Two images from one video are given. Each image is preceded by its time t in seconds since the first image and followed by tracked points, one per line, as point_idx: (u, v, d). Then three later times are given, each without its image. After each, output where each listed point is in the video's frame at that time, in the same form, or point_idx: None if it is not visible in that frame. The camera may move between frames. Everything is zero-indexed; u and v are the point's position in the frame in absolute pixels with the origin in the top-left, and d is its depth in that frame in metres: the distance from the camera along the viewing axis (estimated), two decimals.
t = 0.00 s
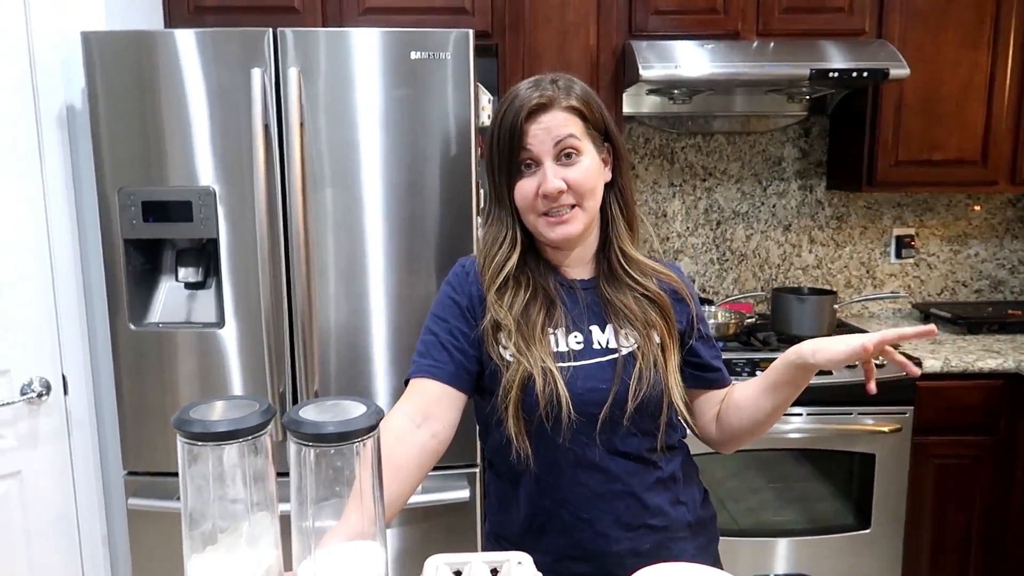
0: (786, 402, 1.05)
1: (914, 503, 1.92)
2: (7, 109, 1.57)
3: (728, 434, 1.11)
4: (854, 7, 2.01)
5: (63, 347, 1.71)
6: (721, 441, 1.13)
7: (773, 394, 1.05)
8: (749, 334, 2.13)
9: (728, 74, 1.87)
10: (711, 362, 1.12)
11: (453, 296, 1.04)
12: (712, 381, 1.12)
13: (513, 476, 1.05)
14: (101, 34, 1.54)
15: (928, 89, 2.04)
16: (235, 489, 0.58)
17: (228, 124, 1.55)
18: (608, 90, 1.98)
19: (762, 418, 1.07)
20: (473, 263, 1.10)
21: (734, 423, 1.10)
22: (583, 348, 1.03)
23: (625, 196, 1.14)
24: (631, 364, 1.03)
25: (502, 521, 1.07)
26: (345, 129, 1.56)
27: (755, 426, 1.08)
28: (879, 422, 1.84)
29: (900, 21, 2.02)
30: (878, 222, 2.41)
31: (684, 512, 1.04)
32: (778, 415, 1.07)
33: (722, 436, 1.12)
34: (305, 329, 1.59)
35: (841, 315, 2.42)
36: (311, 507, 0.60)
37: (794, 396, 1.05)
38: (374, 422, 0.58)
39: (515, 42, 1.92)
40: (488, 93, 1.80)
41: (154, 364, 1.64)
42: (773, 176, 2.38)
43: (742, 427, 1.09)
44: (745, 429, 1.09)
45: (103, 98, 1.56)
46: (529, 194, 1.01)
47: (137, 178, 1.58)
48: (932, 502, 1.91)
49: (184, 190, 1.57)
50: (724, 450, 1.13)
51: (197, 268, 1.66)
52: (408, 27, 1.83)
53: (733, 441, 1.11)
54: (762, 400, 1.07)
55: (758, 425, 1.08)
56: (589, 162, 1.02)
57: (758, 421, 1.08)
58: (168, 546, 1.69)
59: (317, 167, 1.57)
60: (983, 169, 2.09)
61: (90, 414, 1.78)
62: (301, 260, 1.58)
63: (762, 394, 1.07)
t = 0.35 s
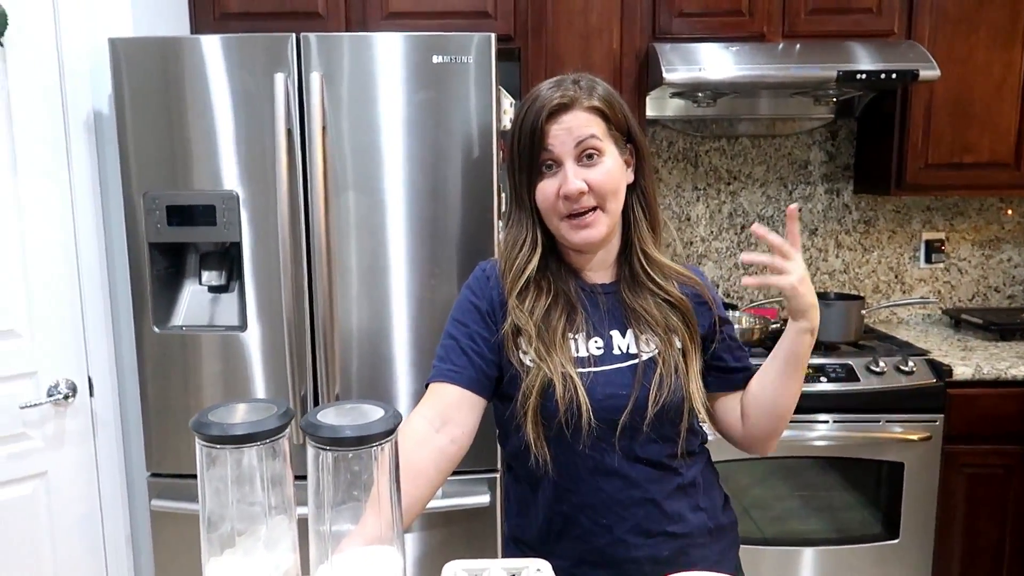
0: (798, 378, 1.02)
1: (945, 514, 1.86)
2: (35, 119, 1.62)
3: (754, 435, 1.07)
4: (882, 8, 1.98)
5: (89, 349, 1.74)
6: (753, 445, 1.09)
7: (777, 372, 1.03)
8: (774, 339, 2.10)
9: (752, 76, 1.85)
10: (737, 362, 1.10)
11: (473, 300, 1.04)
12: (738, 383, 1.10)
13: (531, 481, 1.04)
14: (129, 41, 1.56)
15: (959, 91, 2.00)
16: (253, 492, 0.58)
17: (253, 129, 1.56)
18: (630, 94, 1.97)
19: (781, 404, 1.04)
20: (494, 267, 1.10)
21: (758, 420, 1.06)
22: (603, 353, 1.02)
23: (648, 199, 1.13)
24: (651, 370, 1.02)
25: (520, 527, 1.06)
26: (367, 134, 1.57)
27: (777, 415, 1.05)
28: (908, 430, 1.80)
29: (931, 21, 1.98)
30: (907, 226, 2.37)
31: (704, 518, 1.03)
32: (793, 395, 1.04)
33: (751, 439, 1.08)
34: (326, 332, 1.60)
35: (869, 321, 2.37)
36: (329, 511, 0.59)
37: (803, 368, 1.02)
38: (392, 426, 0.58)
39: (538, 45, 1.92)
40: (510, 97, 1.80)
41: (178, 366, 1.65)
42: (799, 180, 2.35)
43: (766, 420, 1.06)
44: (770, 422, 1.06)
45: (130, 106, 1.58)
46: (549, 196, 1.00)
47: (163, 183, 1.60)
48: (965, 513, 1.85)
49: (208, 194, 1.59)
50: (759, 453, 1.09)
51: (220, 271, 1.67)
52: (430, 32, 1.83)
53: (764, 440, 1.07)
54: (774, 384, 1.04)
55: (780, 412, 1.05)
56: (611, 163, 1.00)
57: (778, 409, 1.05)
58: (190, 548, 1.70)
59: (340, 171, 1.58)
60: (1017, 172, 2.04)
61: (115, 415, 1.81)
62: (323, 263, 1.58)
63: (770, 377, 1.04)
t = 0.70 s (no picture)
0: (835, 341, 1.01)
1: (967, 524, 1.83)
2: (57, 126, 1.64)
3: (783, 399, 1.07)
4: (901, 11, 1.96)
5: (107, 352, 1.76)
6: (780, 411, 1.08)
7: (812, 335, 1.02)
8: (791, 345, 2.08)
9: (769, 80, 1.83)
10: (749, 341, 1.10)
11: (492, 300, 1.02)
12: (754, 362, 1.09)
13: (545, 485, 1.03)
14: (149, 48, 1.58)
15: (980, 95, 1.97)
16: (267, 496, 0.58)
17: (269, 134, 1.58)
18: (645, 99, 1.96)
19: (812, 366, 1.04)
20: (511, 263, 1.07)
21: (786, 384, 1.07)
22: (619, 356, 1.01)
23: (658, 200, 1.11)
24: (664, 367, 1.02)
25: (535, 532, 1.05)
26: (383, 139, 1.57)
27: (808, 377, 1.05)
28: (928, 438, 1.78)
29: (951, 24, 1.96)
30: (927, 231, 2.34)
31: (720, 523, 1.02)
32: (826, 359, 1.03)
33: (779, 405, 1.08)
34: (341, 336, 1.61)
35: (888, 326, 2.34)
36: (344, 515, 0.59)
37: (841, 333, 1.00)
38: (406, 431, 0.58)
39: (554, 50, 1.92)
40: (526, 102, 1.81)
41: (196, 369, 1.67)
42: (817, 184, 2.33)
43: (796, 383, 1.06)
44: (801, 385, 1.05)
45: (150, 112, 1.60)
46: (585, 203, 0.97)
47: (181, 187, 1.62)
48: (987, 522, 1.82)
49: (226, 199, 1.60)
50: (787, 418, 1.09)
51: (237, 275, 1.67)
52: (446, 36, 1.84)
53: (793, 404, 1.07)
54: (808, 346, 1.03)
55: (810, 375, 1.04)
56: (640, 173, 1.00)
57: (809, 371, 1.04)
58: (206, 550, 1.71)
59: (356, 176, 1.58)
60: None
61: (133, 417, 1.83)
62: (338, 268, 1.59)
63: (805, 338, 1.03)
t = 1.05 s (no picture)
0: (833, 343, 1.00)
1: (978, 528, 1.81)
2: (63, 129, 1.65)
3: (783, 402, 1.07)
4: (909, 11, 1.94)
5: (112, 353, 1.76)
6: (780, 414, 1.08)
7: (811, 335, 1.02)
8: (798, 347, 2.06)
9: (776, 81, 1.82)
10: (751, 345, 1.10)
11: (499, 301, 1.00)
12: (756, 366, 1.09)
13: (549, 490, 1.02)
14: (154, 50, 1.58)
15: (989, 95, 1.96)
16: (267, 499, 0.58)
17: (274, 136, 1.58)
18: (652, 100, 1.95)
19: (810, 368, 1.03)
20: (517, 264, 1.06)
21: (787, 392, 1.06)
22: (629, 359, 1.01)
23: (659, 200, 1.13)
24: (676, 373, 1.01)
25: (539, 538, 1.04)
26: (388, 140, 1.57)
27: (808, 380, 1.04)
28: (937, 441, 1.76)
29: (960, 24, 1.94)
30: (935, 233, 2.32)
31: (727, 525, 1.01)
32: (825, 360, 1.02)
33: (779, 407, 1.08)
34: (346, 338, 1.61)
35: (896, 329, 2.32)
36: (344, 519, 0.59)
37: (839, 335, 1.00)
38: (408, 434, 0.57)
39: (559, 51, 1.91)
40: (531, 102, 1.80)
41: (201, 371, 1.67)
42: (824, 186, 2.32)
43: (796, 386, 1.05)
44: (801, 388, 1.05)
45: (155, 114, 1.60)
46: (564, 205, 1.00)
47: (186, 190, 1.62)
48: (998, 526, 1.80)
49: (230, 201, 1.60)
50: (788, 422, 1.09)
51: (242, 277, 1.68)
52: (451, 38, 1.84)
53: (794, 408, 1.07)
54: (807, 347, 1.03)
55: (809, 378, 1.04)
56: (619, 164, 1.00)
57: (808, 373, 1.04)
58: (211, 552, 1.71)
59: (361, 177, 1.58)
60: None
61: (138, 420, 1.83)
62: (343, 270, 1.59)
63: (804, 338, 1.03)
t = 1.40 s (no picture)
0: (841, 344, 0.99)
1: (982, 523, 1.79)
2: (65, 119, 1.65)
3: (788, 402, 1.06)
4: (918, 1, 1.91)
5: (114, 344, 1.77)
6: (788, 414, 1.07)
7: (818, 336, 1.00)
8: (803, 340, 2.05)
9: (783, 72, 1.80)
10: (753, 341, 1.08)
11: (494, 293, 1.02)
12: (758, 362, 1.07)
13: (546, 480, 1.02)
14: (156, 40, 1.58)
15: (1000, 87, 1.93)
16: (265, 490, 0.58)
17: (277, 126, 1.57)
18: (657, 91, 1.94)
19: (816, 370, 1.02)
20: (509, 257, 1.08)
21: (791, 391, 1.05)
22: (622, 351, 1.00)
23: (649, 191, 1.12)
24: (670, 366, 1.00)
25: (536, 530, 1.04)
26: (391, 131, 1.56)
27: (813, 380, 1.03)
28: (943, 435, 1.75)
29: (970, 14, 1.92)
30: (943, 225, 2.30)
31: (724, 519, 1.00)
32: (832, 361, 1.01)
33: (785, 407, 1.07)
34: (348, 329, 1.60)
35: (903, 323, 2.31)
36: (343, 511, 0.58)
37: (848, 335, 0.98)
38: (406, 426, 0.57)
39: (565, 41, 1.89)
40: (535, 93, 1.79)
41: (203, 362, 1.67)
42: (831, 177, 2.29)
43: (801, 386, 1.04)
44: (805, 388, 1.04)
45: (157, 105, 1.60)
46: (547, 191, 0.99)
47: (188, 180, 1.62)
48: (1003, 521, 1.79)
49: (233, 191, 1.60)
50: (793, 422, 1.08)
51: (244, 268, 1.69)
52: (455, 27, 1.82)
53: (799, 408, 1.05)
54: (813, 349, 1.01)
55: (815, 378, 1.03)
56: (603, 149, 0.99)
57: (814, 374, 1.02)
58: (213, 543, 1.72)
59: (364, 168, 1.58)
60: None
61: (141, 410, 1.84)
62: (345, 261, 1.58)
63: (810, 340, 1.02)
